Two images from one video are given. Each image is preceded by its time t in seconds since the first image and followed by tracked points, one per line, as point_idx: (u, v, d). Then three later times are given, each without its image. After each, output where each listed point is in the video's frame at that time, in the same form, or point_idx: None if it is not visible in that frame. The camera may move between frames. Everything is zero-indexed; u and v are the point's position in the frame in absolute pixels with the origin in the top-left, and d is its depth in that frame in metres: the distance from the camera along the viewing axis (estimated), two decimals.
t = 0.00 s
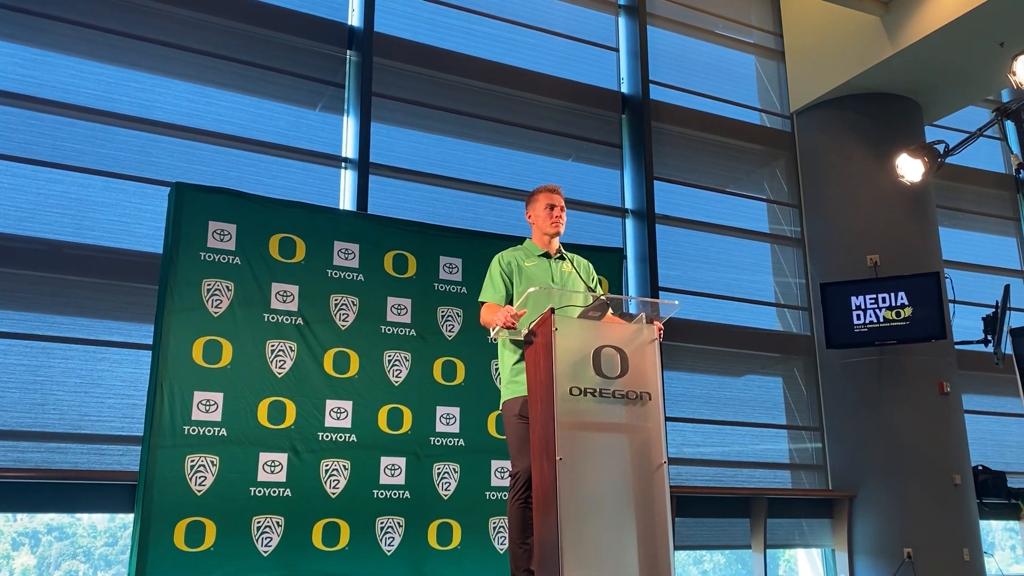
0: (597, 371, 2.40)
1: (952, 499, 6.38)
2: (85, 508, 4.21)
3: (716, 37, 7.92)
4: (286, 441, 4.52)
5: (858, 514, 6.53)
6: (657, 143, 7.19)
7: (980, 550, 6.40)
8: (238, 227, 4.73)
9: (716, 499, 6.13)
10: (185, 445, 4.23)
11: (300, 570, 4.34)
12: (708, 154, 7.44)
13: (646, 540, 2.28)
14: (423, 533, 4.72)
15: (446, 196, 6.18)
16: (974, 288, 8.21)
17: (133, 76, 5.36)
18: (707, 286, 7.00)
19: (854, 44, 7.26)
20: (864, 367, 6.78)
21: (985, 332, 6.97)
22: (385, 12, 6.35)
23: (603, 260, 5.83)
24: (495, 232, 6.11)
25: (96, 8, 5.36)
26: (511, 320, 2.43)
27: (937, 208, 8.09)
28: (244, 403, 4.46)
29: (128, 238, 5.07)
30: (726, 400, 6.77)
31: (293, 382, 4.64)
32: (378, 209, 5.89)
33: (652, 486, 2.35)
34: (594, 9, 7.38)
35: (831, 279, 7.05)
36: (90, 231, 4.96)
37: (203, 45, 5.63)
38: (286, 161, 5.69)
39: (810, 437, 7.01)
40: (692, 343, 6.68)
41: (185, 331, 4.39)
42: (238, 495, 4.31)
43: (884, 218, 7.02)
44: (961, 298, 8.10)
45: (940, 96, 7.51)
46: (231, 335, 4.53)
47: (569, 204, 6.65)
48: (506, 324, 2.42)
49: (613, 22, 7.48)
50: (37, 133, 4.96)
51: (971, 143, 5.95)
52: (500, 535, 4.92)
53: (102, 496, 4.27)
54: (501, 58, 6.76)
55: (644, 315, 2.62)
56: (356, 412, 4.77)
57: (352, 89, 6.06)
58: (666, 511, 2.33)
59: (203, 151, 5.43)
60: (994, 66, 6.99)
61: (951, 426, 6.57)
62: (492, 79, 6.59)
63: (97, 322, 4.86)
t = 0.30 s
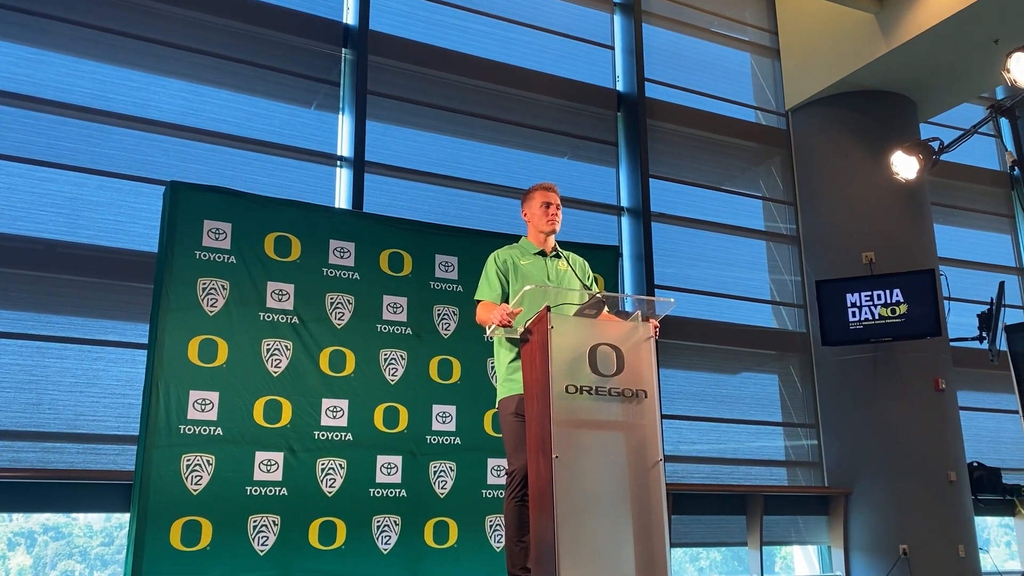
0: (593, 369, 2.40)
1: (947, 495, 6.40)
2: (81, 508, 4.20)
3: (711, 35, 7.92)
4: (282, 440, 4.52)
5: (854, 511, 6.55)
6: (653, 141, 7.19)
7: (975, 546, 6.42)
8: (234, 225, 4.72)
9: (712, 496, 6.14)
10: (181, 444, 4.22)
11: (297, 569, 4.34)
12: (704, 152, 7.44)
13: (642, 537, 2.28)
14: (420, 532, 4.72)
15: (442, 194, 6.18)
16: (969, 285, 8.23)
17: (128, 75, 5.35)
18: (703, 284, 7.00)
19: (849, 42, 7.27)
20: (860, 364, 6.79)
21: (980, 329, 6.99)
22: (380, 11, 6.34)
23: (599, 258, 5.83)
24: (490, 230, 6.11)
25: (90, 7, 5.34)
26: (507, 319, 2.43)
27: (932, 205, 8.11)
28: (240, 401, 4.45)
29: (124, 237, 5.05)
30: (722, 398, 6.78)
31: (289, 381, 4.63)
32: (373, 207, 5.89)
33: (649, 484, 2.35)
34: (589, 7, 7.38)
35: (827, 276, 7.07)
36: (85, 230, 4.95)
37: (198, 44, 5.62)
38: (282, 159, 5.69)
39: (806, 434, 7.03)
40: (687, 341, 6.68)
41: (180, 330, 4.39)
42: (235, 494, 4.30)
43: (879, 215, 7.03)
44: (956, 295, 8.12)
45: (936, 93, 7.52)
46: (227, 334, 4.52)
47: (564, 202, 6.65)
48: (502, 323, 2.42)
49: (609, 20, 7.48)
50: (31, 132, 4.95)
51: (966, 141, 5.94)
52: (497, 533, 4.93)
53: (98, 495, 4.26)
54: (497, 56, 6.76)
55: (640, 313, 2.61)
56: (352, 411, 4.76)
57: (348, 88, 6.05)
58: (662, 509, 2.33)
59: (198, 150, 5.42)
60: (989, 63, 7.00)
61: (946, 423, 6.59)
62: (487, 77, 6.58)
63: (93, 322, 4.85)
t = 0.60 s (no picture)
0: (589, 365, 2.40)
1: (942, 491, 6.43)
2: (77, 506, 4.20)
3: (707, 32, 7.93)
4: (279, 437, 4.51)
5: (850, 507, 6.57)
6: (649, 138, 7.19)
7: (971, 541, 6.44)
8: (230, 223, 4.72)
9: (709, 492, 6.15)
10: (178, 442, 4.22)
11: (294, 567, 4.34)
12: (700, 149, 7.45)
13: (639, 533, 2.28)
14: (417, 530, 4.72)
15: (438, 192, 6.17)
16: (965, 281, 8.25)
17: (123, 73, 5.33)
18: (700, 281, 7.01)
19: (845, 39, 7.27)
20: (856, 361, 6.81)
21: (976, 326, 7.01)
22: (376, 8, 6.33)
23: (596, 254, 5.83)
24: (486, 228, 6.11)
25: (84, 4, 5.32)
26: (503, 316, 2.43)
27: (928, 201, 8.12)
28: (236, 399, 4.45)
29: (119, 234, 5.04)
30: (719, 394, 6.79)
31: (286, 379, 4.63)
32: (369, 205, 5.88)
33: (645, 480, 2.35)
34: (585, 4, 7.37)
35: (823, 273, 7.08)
36: (80, 228, 4.93)
37: (193, 41, 5.60)
38: (278, 157, 5.68)
39: (802, 430, 7.03)
40: (683, 338, 6.69)
41: (176, 328, 4.38)
42: (231, 492, 4.30)
43: (875, 212, 7.04)
44: (952, 291, 8.14)
45: (931, 90, 7.53)
46: (223, 332, 4.52)
47: (561, 199, 6.65)
48: (498, 320, 2.42)
49: (605, 17, 7.48)
50: (26, 130, 4.93)
51: (961, 138, 5.93)
52: (494, 530, 4.93)
53: (93, 494, 4.26)
54: (493, 54, 6.75)
55: (637, 310, 2.61)
56: (349, 409, 4.76)
57: (343, 85, 6.05)
58: (659, 505, 2.34)
59: (193, 148, 5.41)
60: (984, 60, 7.01)
61: (942, 419, 6.61)
62: (483, 74, 6.58)
63: (88, 320, 4.84)
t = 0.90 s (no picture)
0: (587, 363, 2.40)
1: (939, 487, 6.44)
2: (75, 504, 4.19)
3: (704, 29, 7.92)
4: (276, 435, 4.52)
5: (847, 503, 6.58)
6: (646, 135, 7.19)
7: (967, 537, 6.46)
8: (227, 221, 4.71)
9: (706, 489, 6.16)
10: (175, 439, 4.22)
11: (291, 564, 4.34)
12: (697, 146, 7.45)
13: (636, 529, 2.29)
14: (414, 527, 4.73)
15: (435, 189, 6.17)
16: (961, 278, 8.27)
17: (119, 70, 5.32)
18: (697, 278, 7.02)
19: (842, 36, 7.28)
20: (852, 357, 6.82)
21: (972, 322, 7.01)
22: (372, 5, 6.32)
23: (593, 251, 5.84)
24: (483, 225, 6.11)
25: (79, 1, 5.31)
26: (501, 313, 2.43)
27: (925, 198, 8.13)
28: (234, 397, 4.45)
29: (116, 232, 5.04)
30: (716, 391, 6.80)
31: (283, 376, 4.63)
32: (366, 202, 5.88)
33: (642, 477, 2.35)
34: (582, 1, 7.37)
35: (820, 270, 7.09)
36: (77, 226, 4.93)
37: (190, 38, 5.59)
38: (275, 154, 5.67)
39: (799, 427, 7.06)
40: (681, 335, 6.69)
41: (173, 325, 4.37)
42: (229, 490, 4.30)
43: (872, 209, 7.04)
44: (949, 288, 8.15)
45: (928, 86, 7.54)
46: (220, 330, 4.51)
47: (558, 196, 6.65)
48: (496, 317, 2.42)
49: (602, 14, 7.47)
50: (22, 127, 4.92)
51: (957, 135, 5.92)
52: (491, 527, 4.94)
53: (90, 492, 4.25)
54: (490, 51, 6.74)
55: (634, 307, 2.62)
56: (347, 406, 4.76)
57: (340, 82, 6.04)
58: (656, 501, 2.34)
59: (190, 145, 5.40)
60: (980, 57, 7.02)
61: (939, 415, 6.62)
62: (480, 71, 6.57)
63: (85, 318, 4.84)
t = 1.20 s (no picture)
0: (585, 360, 2.40)
1: (937, 484, 6.44)
2: (72, 502, 4.18)
3: (702, 26, 7.92)
4: (275, 433, 4.52)
5: (845, 500, 6.59)
6: (644, 132, 7.19)
7: (965, 534, 6.47)
8: (224, 218, 4.70)
9: (704, 486, 6.16)
10: (173, 437, 4.21)
11: (290, 562, 4.35)
12: (695, 143, 7.45)
13: (634, 527, 2.29)
14: (413, 524, 4.73)
15: (433, 187, 6.17)
16: (959, 275, 8.27)
17: (117, 67, 5.31)
18: (695, 275, 7.02)
19: (840, 33, 7.28)
20: (850, 355, 6.82)
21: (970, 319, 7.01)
22: (370, 2, 6.32)
23: (592, 249, 5.85)
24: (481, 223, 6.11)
25: None
26: (499, 311, 2.43)
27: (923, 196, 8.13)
28: (232, 395, 4.45)
29: (114, 230, 5.03)
30: (714, 388, 6.81)
31: (281, 374, 4.63)
32: (364, 200, 5.87)
33: (641, 474, 2.35)
34: None
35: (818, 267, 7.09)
36: (75, 224, 4.92)
37: (187, 36, 5.58)
38: (273, 152, 5.67)
39: (797, 424, 7.07)
40: (679, 332, 6.70)
41: (171, 323, 4.37)
42: (227, 488, 4.30)
43: (870, 206, 7.04)
44: (947, 285, 8.16)
45: (926, 84, 7.54)
46: (218, 328, 4.51)
47: (556, 194, 6.65)
48: (494, 315, 2.42)
49: (600, 11, 7.46)
50: (19, 125, 4.91)
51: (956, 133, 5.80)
52: (490, 525, 4.94)
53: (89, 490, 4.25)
54: (488, 48, 6.74)
55: (632, 305, 2.62)
56: (345, 404, 4.76)
57: (338, 80, 6.03)
58: (654, 499, 2.34)
59: (188, 143, 5.39)
60: (979, 54, 7.02)
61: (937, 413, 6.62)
62: (479, 68, 6.56)
63: (83, 316, 4.83)
